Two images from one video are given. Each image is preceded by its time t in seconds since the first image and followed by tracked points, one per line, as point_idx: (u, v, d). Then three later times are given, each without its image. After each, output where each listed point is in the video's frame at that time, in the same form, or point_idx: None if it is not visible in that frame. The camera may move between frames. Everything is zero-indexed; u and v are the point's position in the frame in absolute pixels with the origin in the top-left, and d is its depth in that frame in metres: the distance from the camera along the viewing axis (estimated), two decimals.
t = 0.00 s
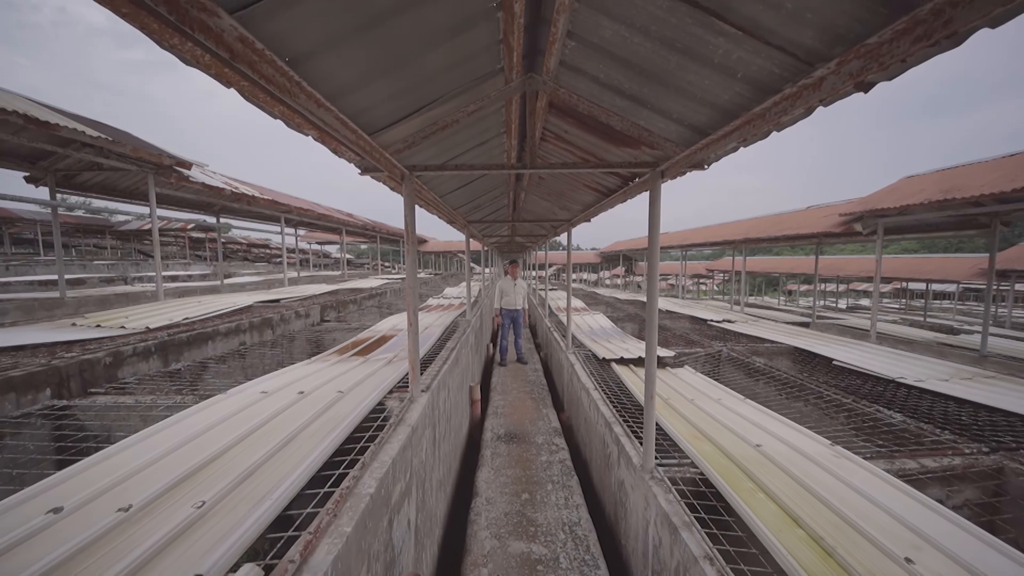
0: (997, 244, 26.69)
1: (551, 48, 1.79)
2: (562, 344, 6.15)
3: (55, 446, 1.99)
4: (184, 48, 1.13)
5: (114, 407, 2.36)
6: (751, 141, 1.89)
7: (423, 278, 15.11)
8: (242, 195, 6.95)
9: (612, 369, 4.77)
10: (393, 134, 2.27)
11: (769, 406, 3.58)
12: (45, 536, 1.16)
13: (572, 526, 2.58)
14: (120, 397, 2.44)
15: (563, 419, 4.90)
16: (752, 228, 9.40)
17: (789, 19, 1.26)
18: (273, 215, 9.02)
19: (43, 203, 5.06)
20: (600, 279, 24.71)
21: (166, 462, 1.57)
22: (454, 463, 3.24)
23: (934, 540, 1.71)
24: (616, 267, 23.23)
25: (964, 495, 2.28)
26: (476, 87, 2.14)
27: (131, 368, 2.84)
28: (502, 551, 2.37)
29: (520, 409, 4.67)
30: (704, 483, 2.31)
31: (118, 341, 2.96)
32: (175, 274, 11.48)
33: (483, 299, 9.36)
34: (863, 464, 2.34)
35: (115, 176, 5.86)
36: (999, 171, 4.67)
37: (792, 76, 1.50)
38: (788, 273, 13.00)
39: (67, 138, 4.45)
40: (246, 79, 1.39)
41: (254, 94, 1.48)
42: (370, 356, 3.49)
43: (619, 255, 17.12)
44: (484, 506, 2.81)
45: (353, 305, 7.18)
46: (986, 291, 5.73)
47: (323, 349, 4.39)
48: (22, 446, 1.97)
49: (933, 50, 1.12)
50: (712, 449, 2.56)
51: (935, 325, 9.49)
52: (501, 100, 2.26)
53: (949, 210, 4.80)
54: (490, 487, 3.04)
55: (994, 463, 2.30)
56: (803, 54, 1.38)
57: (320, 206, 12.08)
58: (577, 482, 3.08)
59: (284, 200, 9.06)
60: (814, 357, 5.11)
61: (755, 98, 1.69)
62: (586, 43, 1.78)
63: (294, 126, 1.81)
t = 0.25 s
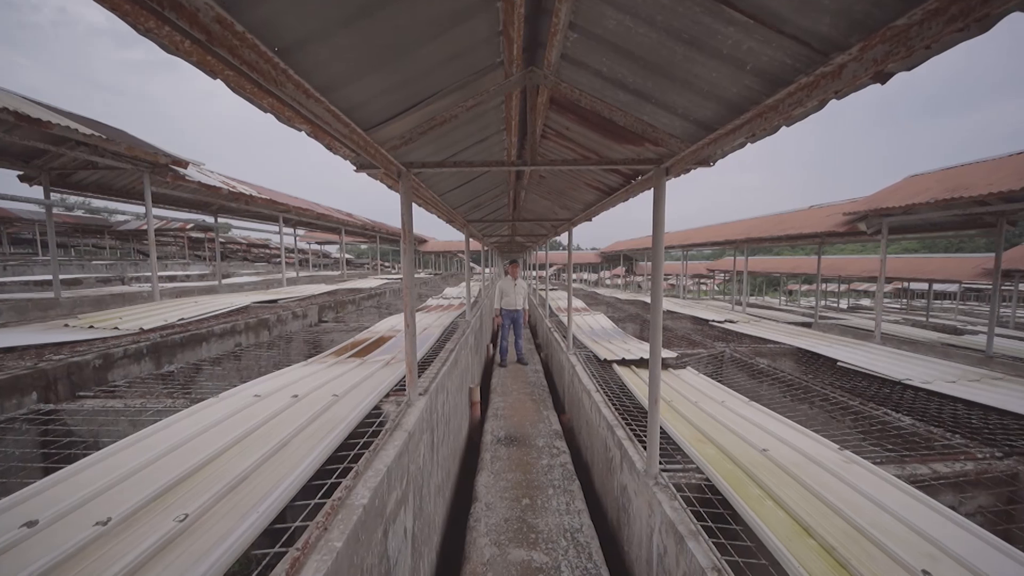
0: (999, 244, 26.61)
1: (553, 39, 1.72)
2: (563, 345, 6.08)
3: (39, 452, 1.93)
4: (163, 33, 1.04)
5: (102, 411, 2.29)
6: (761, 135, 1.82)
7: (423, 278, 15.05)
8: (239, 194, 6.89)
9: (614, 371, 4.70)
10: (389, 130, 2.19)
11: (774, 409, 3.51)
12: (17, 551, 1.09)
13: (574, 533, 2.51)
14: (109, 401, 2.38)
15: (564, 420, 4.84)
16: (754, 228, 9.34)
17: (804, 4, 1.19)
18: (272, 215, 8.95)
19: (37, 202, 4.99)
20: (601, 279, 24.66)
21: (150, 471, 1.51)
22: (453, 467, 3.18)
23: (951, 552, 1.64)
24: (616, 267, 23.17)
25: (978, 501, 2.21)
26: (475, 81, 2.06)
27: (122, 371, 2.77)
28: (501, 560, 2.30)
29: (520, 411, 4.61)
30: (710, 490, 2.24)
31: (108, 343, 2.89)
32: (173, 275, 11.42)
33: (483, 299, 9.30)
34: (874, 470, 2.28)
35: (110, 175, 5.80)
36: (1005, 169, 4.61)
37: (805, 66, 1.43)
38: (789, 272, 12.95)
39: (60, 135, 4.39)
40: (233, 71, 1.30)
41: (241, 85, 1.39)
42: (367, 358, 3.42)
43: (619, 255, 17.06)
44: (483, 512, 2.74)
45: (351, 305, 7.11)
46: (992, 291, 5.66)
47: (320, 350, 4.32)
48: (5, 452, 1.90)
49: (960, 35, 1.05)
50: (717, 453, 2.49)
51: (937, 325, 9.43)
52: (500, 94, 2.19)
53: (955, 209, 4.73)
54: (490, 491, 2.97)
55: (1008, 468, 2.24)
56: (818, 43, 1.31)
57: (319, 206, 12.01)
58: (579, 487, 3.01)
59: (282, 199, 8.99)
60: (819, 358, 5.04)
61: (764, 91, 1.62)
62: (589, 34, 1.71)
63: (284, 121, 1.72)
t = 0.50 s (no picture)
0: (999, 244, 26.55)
1: (554, 30, 1.65)
2: (563, 346, 6.02)
3: (25, 457, 1.87)
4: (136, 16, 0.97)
5: (90, 414, 2.22)
6: (770, 130, 1.76)
7: (423, 279, 14.98)
8: (237, 193, 6.82)
9: (615, 372, 4.63)
10: (385, 125, 2.12)
11: (779, 411, 3.44)
12: None
13: (575, 541, 2.44)
14: (97, 405, 2.31)
15: (565, 423, 4.77)
16: (755, 228, 9.28)
17: None
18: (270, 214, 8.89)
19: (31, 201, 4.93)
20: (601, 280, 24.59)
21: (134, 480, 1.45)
22: (452, 471, 3.11)
23: (970, 565, 1.58)
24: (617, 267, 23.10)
25: (992, 509, 2.14)
26: (474, 75, 2.00)
27: (112, 373, 2.71)
28: (501, 568, 2.24)
29: (520, 413, 4.54)
30: (715, 496, 2.18)
31: (99, 344, 2.83)
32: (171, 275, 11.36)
33: (483, 299, 9.23)
34: (884, 476, 2.21)
35: (106, 173, 5.74)
36: (1011, 168, 4.55)
37: (819, 57, 1.37)
38: (791, 272, 12.87)
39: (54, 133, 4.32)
40: (214, 58, 1.22)
41: (226, 75, 1.31)
42: (364, 360, 3.36)
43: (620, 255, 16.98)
44: (483, 518, 2.67)
45: (350, 305, 7.05)
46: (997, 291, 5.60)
47: (317, 351, 4.25)
48: None
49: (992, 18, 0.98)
50: (723, 458, 2.43)
51: (940, 326, 9.36)
52: (500, 88, 2.12)
53: (962, 208, 4.66)
54: (489, 496, 2.91)
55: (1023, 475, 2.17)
56: (834, 31, 1.24)
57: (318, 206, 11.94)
58: (580, 492, 2.94)
59: (280, 199, 8.93)
60: (823, 359, 4.97)
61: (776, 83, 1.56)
62: (592, 26, 1.64)
63: (274, 115, 1.64)
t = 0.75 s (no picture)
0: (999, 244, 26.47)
1: (556, 20, 1.58)
2: (564, 347, 5.95)
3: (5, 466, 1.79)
4: None
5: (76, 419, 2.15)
6: (781, 125, 1.69)
7: (422, 279, 14.90)
8: (233, 193, 6.75)
9: (617, 374, 4.56)
10: (380, 121, 2.05)
11: (784, 414, 3.38)
12: None
13: (577, 549, 2.38)
14: (84, 409, 2.24)
15: (565, 425, 4.70)
16: (757, 228, 9.21)
17: None
18: (268, 214, 8.81)
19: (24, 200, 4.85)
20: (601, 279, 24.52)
21: (113, 495, 1.38)
22: (450, 476, 3.04)
23: None
24: (617, 267, 23.03)
25: (1008, 517, 2.08)
26: (472, 69, 1.92)
27: (100, 376, 2.63)
28: None
29: (521, 415, 4.47)
30: (721, 504, 2.11)
31: (88, 346, 2.75)
32: (169, 275, 11.28)
33: (483, 299, 9.16)
34: (895, 482, 2.15)
35: (101, 172, 5.66)
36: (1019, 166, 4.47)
37: (834, 46, 1.30)
38: (792, 273, 12.80)
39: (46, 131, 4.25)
40: (194, 43, 1.15)
41: (208, 63, 1.24)
42: (361, 362, 3.29)
43: (620, 255, 16.91)
44: (482, 525, 2.60)
45: (348, 306, 6.98)
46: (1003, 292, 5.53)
47: (314, 353, 4.18)
48: None
49: None
50: (729, 464, 2.36)
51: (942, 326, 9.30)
52: (499, 82, 2.06)
53: (968, 208, 4.59)
54: (488, 502, 2.84)
55: None
56: (852, 19, 1.17)
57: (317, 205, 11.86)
58: (581, 497, 2.88)
59: (278, 198, 8.86)
60: (827, 361, 4.91)
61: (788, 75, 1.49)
62: (595, 16, 1.57)
63: (261, 107, 1.56)
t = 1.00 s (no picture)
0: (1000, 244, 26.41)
1: (559, 9, 1.50)
2: (565, 348, 5.88)
3: None
4: None
5: (60, 426, 2.07)
6: (795, 118, 1.61)
7: (422, 279, 14.83)
8: (230, 192, 6.67)
9: (619, 376, 4.48)
10: (375, 115, 1.97)
11: (791, 418, 3.30)
12: None
13: (580, 559, 2.30)
14: (69, 416, 2.16)
15: (566, 427, 4.63)
16: (759, 227, 9.13)
17: None
18: (266, 213, 8.73)
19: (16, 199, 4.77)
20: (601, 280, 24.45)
21: (67, 530, 1.30)
22: (449, 482, 2.96)
23: None
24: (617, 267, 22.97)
25: None
26: (471, 62, 1.85)
27: (88, 381, 2.55)
28: None
29: (521, 418, 4.39)
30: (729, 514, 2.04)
31: (76, 349, 2.67)
32: (166, 275, 11.19)
33: (483, 300, 9.08)
34: (909, 490, 2.07)
35: (95, 171, 5.58)
36: None
37: (855, 32, 1.22)
38: (794, 273, 12.71)
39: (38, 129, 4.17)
40: (168, 28, 1.07)
41: (185, 49, 1.16)
42: (357, 365, 3.20)
43: (621, 255, 16.81)
44: (481, 533, 2.53)
45: (346, 306, 6.90)
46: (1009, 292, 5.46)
47: (310, 355, 4.11)
48: None
49: None
50: (736, 471, 2.28)
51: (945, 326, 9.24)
52: (499, 76, 1.98)
53: (975, 207, 4.51)
54: (488, 509, 2.77)
55: None
56: (876, 4, 1.10)
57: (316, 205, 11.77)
58: (584, 504, 2.80)
59: (276, 197, 8.78)
60: (832, 362, 4.83)
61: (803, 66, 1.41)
62: (600, 5, 1.49)
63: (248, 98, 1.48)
